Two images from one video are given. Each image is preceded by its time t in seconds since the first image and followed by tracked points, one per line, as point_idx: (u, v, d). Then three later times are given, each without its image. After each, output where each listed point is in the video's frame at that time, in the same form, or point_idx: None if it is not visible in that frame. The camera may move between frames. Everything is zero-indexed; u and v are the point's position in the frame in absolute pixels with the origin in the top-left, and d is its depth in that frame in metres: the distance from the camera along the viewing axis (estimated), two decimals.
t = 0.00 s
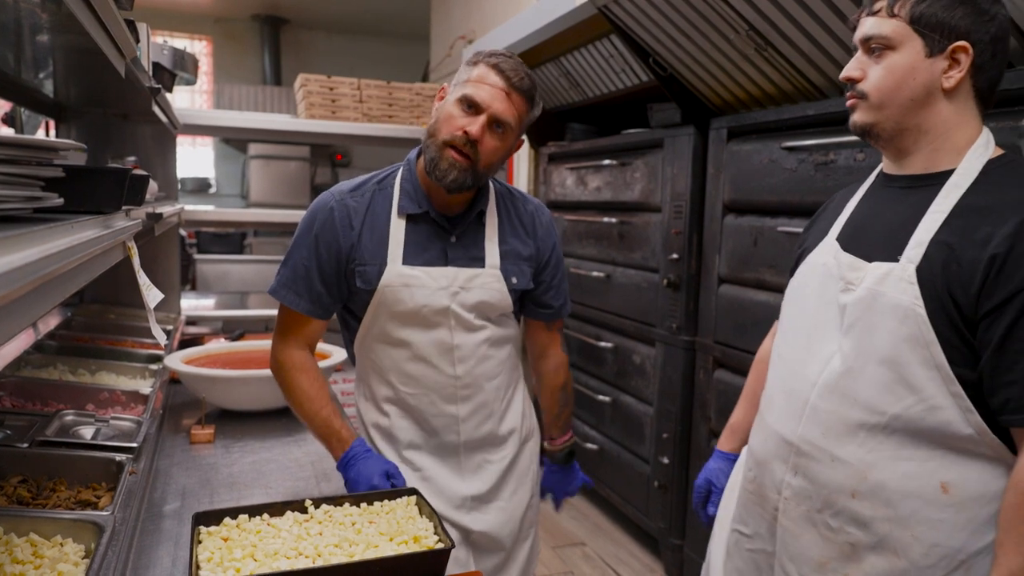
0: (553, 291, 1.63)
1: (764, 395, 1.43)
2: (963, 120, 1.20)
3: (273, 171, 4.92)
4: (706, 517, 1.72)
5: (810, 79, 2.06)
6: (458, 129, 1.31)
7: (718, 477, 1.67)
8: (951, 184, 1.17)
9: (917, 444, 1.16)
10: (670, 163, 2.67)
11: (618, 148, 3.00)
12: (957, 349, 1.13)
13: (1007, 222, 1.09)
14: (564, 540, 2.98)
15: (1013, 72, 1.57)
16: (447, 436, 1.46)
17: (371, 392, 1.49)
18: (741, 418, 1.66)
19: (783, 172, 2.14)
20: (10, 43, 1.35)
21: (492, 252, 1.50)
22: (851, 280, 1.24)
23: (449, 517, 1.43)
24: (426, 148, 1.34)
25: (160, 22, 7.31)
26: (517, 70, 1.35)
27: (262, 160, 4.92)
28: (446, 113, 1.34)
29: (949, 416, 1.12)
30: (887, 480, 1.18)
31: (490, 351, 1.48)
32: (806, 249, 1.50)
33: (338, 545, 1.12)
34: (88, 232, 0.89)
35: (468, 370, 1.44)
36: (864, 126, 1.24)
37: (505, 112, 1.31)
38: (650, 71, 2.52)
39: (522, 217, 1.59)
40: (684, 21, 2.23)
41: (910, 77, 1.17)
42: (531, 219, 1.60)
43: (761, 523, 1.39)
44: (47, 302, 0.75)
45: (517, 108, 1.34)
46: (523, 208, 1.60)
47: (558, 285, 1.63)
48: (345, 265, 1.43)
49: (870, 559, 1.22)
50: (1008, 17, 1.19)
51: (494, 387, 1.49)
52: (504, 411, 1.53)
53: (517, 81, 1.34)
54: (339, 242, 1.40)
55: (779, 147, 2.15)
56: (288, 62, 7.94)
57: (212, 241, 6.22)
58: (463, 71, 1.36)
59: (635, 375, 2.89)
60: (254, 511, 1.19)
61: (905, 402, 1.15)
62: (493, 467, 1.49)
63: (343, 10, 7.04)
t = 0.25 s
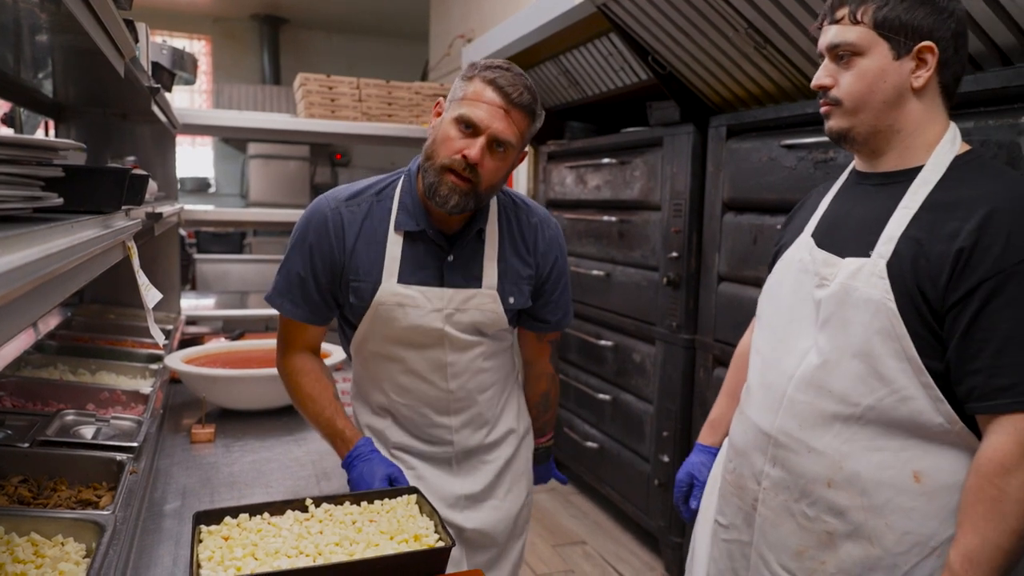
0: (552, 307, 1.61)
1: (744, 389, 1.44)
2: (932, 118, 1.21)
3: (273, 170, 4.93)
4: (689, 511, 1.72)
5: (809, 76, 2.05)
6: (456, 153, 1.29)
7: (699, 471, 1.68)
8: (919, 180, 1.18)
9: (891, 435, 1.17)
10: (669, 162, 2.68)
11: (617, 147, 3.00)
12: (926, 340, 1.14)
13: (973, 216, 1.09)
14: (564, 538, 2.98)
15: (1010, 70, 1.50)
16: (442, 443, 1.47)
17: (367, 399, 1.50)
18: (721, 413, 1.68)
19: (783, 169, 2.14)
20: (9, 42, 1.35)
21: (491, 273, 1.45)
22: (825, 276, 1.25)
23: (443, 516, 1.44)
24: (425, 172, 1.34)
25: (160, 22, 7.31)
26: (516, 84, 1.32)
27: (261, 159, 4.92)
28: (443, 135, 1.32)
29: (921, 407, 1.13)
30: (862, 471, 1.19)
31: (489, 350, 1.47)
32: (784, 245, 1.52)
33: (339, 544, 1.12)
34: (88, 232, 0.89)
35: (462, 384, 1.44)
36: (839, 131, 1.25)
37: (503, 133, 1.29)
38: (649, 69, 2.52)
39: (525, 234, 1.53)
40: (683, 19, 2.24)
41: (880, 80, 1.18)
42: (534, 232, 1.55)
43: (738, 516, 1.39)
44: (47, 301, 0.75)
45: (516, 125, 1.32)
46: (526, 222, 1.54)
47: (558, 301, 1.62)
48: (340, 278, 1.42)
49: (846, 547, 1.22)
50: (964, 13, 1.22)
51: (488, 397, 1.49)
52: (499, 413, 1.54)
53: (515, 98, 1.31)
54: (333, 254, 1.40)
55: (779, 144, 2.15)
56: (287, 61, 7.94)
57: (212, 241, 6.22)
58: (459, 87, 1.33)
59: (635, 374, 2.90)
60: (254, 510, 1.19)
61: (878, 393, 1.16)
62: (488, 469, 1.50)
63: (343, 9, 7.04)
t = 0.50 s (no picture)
0: (553, 312, 1.61)
1: (731, 389, 1.44)
2: (908, 121, 1.24)
3: (274, 172, 4.93)
4: (683, 512, 1.74)
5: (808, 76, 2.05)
6: (454, 164, 1.30)
7: (692, 474, 1.70)
8: (898, 179, 1.21)
9: (876, 432, 1.17)
10: (669, 162, 2.68)
11: (618, 148, 3.00)
12: (908, 336, 1.16)
13: (951, 213, 1.12)
14: (565, 539, 2.98)
15: (1010, 69, 1.50)
16: (444, 449, 1.48)
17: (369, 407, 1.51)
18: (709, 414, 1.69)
19: (783, 170, 2.14)
20: (10, 45, 1.36)
21: (491, 282, 1.45)
22: (808, 276, 1.27)
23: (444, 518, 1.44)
24: (423, 184, 1.34)
25: (161, 24, 7.32)
26: (511, 92, 1.31)
27: (262, 161, 4.93)
28: (440, 145, 1.32)
29: (905, 401, 1.15)
30: (849, 468, 1.19)
31: (489, 352, 1.47)
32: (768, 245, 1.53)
33: (340, 545, 1.12)
34: (89, 234, 0.90)
35: (463, 394, 1.45)
36: (821, 134, 1.28)
37: (500, 143, 1.29)
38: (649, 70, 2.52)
39: (526, 239, 1.54)
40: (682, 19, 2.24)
41: (861, 84, 1.21)
42: (534, 237, 1.55)
43: (727, 514, 1.39)
44: (48, 304, 0.75)
45: (514, 134, 1.32)
46: (526, 228, 1.54)
47: (558, 305, 1.61)
48: (338, 289, 1.42)
49: (833, 543, 1.22)
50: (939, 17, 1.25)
51: (489, 405, 1.49)
52: (499, 417, 1.54)
53: (512, 107, 1.30)
54: (330, 266, 1.39)
55: (779, 145, 2.15)
56: (288, 63, 7.94)
57: (213, 242, 6.23)
58: (454, 97, 1.33)
59: (635, 374, 2.90)
60: (255, 511, 1.19)
61: (862, 389, 1.17)
62: (489, 471, 1.50)
63: (343, 10, 7.04)
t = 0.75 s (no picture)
0: (553, 311, 1.61)
1: (725, 387, 1.44)
2: (893, 120, 1.24)
3: (275, 172, 4.93)
4: (674, 511, 1.74)
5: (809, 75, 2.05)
6: (456, 163, 1.29)
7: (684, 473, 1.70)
8: (884, 177, 1.21)
9: (868, 429, 1.17)
10: (670, 162, 2.68)
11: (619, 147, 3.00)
12: (899, 332, 1.16)
13: (939, 210, 1.12)
14: (567, 539, 2.98)
15: (1010, 69, 1.51)
16: (446, 447, 1.48)
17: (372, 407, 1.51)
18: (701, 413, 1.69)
19: (784, 169, 2.13)
20: (12, 46, 1.36)
21: (492, 280, 1.45)
22: (798, 275, 1.26)
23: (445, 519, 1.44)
24: (425, 184, 1.34)
25: (162, 25, 7.33)
26: (512, 90, 1.31)
27: (263, 161, 4.93)
28: (442, 145, 1.32)
29: (896, 398, 1.15)
30: (843, 465, 1.19)
31: (489, 351, 1.47)
32: (758, 245, 1.53)
33: (342, 545, 1.12)
34: (91, 234, 0.90)
35: (465, 392, 1.44)
36: (806, 134, 1.28)
37: (503, 141, 1.29)
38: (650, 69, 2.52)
39: (527, 238, 1.54)
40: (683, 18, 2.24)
41: (845, 84, 1.21)
42: (534, 236, 1.55)
43: (722, 511, 1.38)
44: (50, 305, 0.75)
45: (516, 131, 1.32)
46: (526, 227, 1.54)
47: (559, 304, 1.61)
48: (339, 288, 1.42)
49: (828, 540, 1.22)
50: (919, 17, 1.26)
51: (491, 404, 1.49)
52: (501, 417, 1.53)
53: (514, 105, 1.30)
54: (330, 265, 1.39)
55: (780, 144, 2.14)
56: (289, 63, 7.95)
57: (215, 243, 6.23)
58: (454, 96, 1.33)
59: (637, 374, 2.89)
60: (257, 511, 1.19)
61: (855, 387, 1.17)
62: (490, 472, 1.50)
63: (344, 11, 7.04)
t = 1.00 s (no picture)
0: (558, 309, 1.62)
1: (726, 387, 1.43)
2: (892, 124, 1.24)
3: (279, 173, 4.94)
4: (672, 515, 1.73)
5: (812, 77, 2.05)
6: (461, 163, 1.29)
7: (682, 476, 1.70)
8: (884, 179, 1.21)
9: (870, 430, 1.17)
10: (673, 163, 2.68)
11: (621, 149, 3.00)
12: (900, 334, 1.16)
13: (939, 211, 1.12)
14: (570, 540, 2.97)
15: (1014, 70, 1.50)
16: (450, 447, 1.47)
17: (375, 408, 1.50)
18: (698, 416, 1.68)
19: (787, 170, 2.13)
20: (17, 48, 1.36)
21: (498, 278, 1.45)
22: (799, 277, 1.26)
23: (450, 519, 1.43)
24: (430, 185, 1.33)
25: (166, 26, 7.35)
26: (515, 89, 1.31)
27: (266, 162, 4.95)
28: (445, 145, 1.32)
29: (897, 399, 1.15)
30: (845, 466, 1.18)
31: (495, 351, 1.47)
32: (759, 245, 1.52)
33: (344, 547, 1.12)
34: (94, 236, 0.90)
35: (470, 391, 1.44)
36: (806, 136, 1.27)
37: (507, 140, 1.29)
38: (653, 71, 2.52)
39: (531, 236, 1.54)
40: (685, 20, 2.24)
41: (845, 86, 1.21)
42: (538, 235, 1.56)
43: (723, 512, 1.38)
44: (54, 306, 0.76)
45: (519, 130, 1.32)
46: (531, 225, 1.55)
47: (563, 302, 1.62)
48: (346, 292, 1.42)
49: (829, 540, 1.21)
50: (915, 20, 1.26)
51: (495, 403, 1.49)
52: (504, 417, 1.53)
53: (517, 104, 1.31)
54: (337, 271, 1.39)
55: (784, 145, 2.14)
56: (292, 65, 7.96)
57: (218, 244, 6.25)
58: (457, 96, 1.33)
59: (640, 376, 2.89)
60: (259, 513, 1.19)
61: (857, 388, 1.17)
62: (494, 472, 1.50)
63: (346, 12, 7.05)
